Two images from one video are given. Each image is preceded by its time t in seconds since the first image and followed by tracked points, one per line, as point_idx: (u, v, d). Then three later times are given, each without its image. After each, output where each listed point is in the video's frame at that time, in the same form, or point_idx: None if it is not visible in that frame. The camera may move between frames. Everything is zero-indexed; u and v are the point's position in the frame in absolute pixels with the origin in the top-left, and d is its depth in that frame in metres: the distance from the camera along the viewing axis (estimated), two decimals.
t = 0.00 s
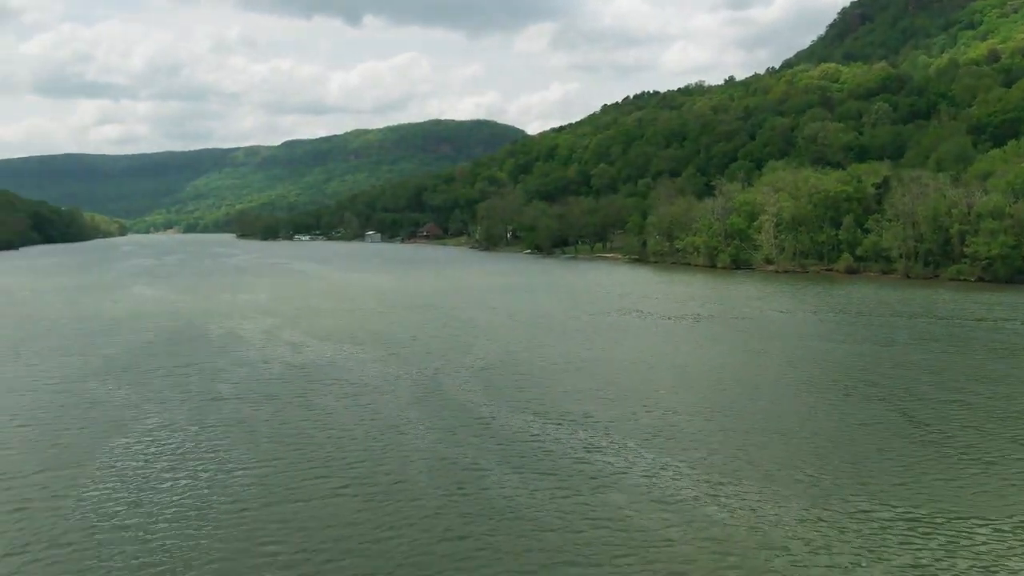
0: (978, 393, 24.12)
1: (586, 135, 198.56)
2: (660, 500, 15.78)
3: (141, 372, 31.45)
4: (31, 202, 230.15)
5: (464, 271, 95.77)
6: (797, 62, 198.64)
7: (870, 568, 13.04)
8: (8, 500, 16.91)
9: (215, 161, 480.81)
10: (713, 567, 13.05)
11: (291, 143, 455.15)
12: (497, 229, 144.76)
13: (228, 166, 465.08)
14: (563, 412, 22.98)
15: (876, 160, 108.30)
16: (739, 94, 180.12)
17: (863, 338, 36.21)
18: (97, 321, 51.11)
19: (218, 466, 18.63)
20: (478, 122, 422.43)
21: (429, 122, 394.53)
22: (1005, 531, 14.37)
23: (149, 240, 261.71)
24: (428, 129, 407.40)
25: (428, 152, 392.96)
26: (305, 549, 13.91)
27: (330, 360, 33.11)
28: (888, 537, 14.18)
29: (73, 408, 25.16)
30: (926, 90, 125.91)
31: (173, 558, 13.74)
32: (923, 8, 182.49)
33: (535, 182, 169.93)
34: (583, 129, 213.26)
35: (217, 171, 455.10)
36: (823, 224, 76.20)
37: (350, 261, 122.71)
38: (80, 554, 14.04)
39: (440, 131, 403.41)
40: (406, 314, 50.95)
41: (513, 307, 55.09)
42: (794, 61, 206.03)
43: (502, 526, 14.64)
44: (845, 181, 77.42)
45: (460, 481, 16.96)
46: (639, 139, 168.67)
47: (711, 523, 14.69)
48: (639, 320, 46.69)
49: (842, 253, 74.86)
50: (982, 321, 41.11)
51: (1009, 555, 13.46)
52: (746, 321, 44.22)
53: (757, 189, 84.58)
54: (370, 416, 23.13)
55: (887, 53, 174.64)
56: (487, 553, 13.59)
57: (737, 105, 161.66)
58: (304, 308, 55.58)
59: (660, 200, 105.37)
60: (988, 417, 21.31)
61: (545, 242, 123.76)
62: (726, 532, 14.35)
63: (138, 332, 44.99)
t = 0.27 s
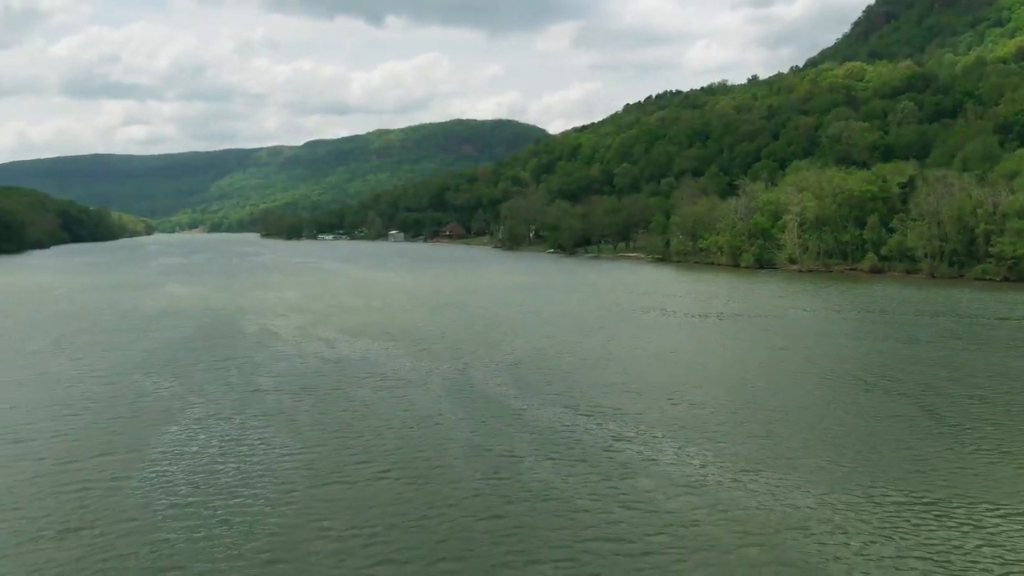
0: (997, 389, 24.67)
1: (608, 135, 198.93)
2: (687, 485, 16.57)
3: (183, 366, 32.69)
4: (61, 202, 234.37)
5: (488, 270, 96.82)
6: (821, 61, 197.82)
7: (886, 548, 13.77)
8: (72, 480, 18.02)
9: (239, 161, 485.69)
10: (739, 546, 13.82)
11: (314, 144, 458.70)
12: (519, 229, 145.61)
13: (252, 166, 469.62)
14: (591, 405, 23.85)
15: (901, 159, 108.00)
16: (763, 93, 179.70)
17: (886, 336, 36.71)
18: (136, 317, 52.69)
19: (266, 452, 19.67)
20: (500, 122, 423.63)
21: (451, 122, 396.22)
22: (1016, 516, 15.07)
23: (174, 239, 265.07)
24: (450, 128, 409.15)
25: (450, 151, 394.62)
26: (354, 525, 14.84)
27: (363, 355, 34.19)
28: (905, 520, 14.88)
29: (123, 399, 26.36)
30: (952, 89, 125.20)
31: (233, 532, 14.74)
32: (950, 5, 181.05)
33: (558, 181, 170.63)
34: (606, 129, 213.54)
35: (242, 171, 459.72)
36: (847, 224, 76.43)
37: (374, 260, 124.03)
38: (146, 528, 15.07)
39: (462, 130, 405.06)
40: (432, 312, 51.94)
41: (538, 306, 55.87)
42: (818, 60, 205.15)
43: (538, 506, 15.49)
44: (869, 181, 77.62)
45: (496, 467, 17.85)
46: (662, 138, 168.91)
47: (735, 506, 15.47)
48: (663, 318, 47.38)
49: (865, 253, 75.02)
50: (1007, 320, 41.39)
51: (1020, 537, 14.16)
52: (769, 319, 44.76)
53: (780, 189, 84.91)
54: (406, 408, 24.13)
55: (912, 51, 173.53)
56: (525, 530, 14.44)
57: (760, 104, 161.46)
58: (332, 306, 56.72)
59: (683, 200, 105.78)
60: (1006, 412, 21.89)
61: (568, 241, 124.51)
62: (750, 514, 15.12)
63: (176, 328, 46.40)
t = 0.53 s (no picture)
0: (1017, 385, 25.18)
1: (631, 134, 199.15)
2: (712, 473, 17.37)
3: (222, 361, 33.85)
4: (89, 202, 238.07)
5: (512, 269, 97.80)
6: (846, 59, 196.83)
7: (902, 528, 14.49)
8: (132, 465, 19.13)
9: (263, 161, 490.10)
10: (762, 526, 14.60)
11: (337, 144, 461.87)
12: (542, 229, 146.32)
13: (275, 167, 473.81)
14: (619, 398, 24.68)
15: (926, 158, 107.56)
16: (787, 92, 179.14)
17: (908, 334, 37.14)
18: (171, 314, 54.18)
19: (310, 441, 20.71)
20: (522, 122, 424.18)
21: (473, 122, 397.49)
22: None
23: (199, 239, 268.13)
24: (472, 128, 410.48)
25: (471, 151, 395.86)
26: (400, 505, 15.75)
27: (395, 350, 35.21)
28: (920, 504, 15.63)
29: (168, 392, 27.50)
30: (979, 88, 124.43)
31: (287, 510, 15.72)
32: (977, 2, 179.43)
33: (580, 181, 171.13)
34: (628, 129, 213.67)
35: (265, 172, 463.84)
36: (871, 224, 76.63)
37: (398, 259, 125.20)
38: (206, 507, 16.08)
39: (484, 130, 406.29)
40: (458, 310, 52.88)
41: (563, 304, 56.64)
42: (842, 59, 204.11)
43: (570, 490, 16.37)
44: (893, 181, 77.80)
45: (530, 456, 18.75)
46: (684, 138, 168.93)
47: (758, 491, 16.25)
48: (686, 317, 48.02)
49: (889, 252, 75.09)
50: None
51: None
52: (792, 318, 45.24)
53: (804, 189, 85.10)
54: (439, 401, 25.05)
55: (938, 49, 172.26)
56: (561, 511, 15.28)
57: (784, 104, 161.09)
58: (360, 304, 57.82)
59: (706, 199, 106.08)
60: None
61: (590, 241, 125.12)
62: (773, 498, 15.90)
63: (210, 325, 47.67)
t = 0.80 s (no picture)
0: None
1: (657, 134, 199.24)
2: (739, 459, 18.37)
3: (265, 355, 35.27)
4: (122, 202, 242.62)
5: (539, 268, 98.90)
6: (875, 57, 195.41)
7: (919, 508, 15.37)
8: (193, 448, 20.43)
9: (291, 161, 494.87)
10: (787, 504, 15.57)
11: (363, 144, 465.31)
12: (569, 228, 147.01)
13: (303, 167, 478.28)
14: (651, 390, 25.77)
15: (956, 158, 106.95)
16: (815, 91, 178.31)
17: (934, 332, 37.66)
18: (211, 311, 55.93)
19: (358, 428, 21.90)
20: (548, 122, 424.98)
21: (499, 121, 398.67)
22: None
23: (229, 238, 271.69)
24: (498, 127, 411.75)
25: (497, 150, 397.03)
26: (447, 485, 16.86)
27: (431, 345, 36.48)
28: (936, 487, 16.51)
29: (218, 383, 28.82)
30: (1011, 86, 123.34)
31: (342, 487, 16.88)
32: None
33: (606, 181, 171.59)
34: (655, 128, 213.65)
35: (293, 172, 468.51)
36: (900, 224, 76.71)
37: (425, 258, 126.51)
38: (267, 485, 17.30)
39: (509, 129, 407.41)
40: (488, 307, 53.98)
41: (591, 302, 57.50)
42: (872, 57, 202.67)
43: (606, 473, 17.40)
44: (923, 181, 77.79)
45: (566, 443, 19.83)
46: (711, 137, 168.84)
47: (783, 475, 17.25)
48: (714, 314, 48.75)
49: (919, 252, 75.10)
50: None
51: None
52: (819, 316, 45.85)
53: (832, 188, 85.18)
54: (477, 392, 26.21)
55: (970, 46, 170.56)
56: (599, 491, 16.31)
57: (812, 103, 160.49)
58: (391, 301, 59.14)
59: (733, 199, 106.31)
60: None
61: (617, 240, 125.66)
62: (797, 481, 16.88)
63: (249, 321, 49.22)
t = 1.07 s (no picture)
0: None
1: (681, 133, 199.23)
2: (764, 450, 19.11)
3: (301, 350, 36.43)
4: (150, 201, 246.48)
5: (563, 267, 99.71)
6: (902, 55, 194.11)
7: (937, 494, 16.02)
8: (240, 436, 21.46)
9: (315, 161, 499.43)
10: (809, 491, 16.31)
11: (387, 144, 468.22)
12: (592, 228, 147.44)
13: (326, 167, 482.11)
14: (677, 385, 26.58)
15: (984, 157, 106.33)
16: (840, 90, 177.56)
17: (958, 331, 38.06)
18: (244, 308, 57.40)
19: (395, 419, 22.86)
20: (570, 121, 425.41)
21: (521, 121, 399.70)
22: None
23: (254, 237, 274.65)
24: (520, 127, 412.75)
25: (520, 149, 398.09)
26: (484, 472, 17.75)
27: (462, 341, 37.50)
28: (953, 476, 17.14)
29: (258, 377, 29.92)
30: None
31: (384, 473, 17.79)
32: None
33: (630, 180, 171.91)
34: (678, 127, 213.64)
35: (317, 172, 472.41)
36: (927, 223, 76.58)
37: (449, 257, 127.65)
38: (313, 470, 18.26)
39: (532, 129, 408.25)
40: (514, 304, 54.91)
41: (615, 300, 58.22)
42: (898, 55, 201.38)
43: (636, 462, 18.22)
44: (949, 180, 77.45)
45: (596, 435, 20.66)
46: (735, 137, 168.68)
47: (804, 465, 17.98)
48: (737, 312, 49.37)
49: (945, 252, 75.06)
50: None
51: None
52: (842, 315, 46.35)
53: (857, 187, 85.15)
54: (509, 386, 27.14)
55: (999, 44, 168.97)
56: (629, 478, 17.10)
57: (837, 101, 159.88)
58: (419, 299, 60.17)
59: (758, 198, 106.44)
60: None
61: (641, 240, 125.99)
62: (818, 470, 17.61)
63: (282, 319, 50.47)
